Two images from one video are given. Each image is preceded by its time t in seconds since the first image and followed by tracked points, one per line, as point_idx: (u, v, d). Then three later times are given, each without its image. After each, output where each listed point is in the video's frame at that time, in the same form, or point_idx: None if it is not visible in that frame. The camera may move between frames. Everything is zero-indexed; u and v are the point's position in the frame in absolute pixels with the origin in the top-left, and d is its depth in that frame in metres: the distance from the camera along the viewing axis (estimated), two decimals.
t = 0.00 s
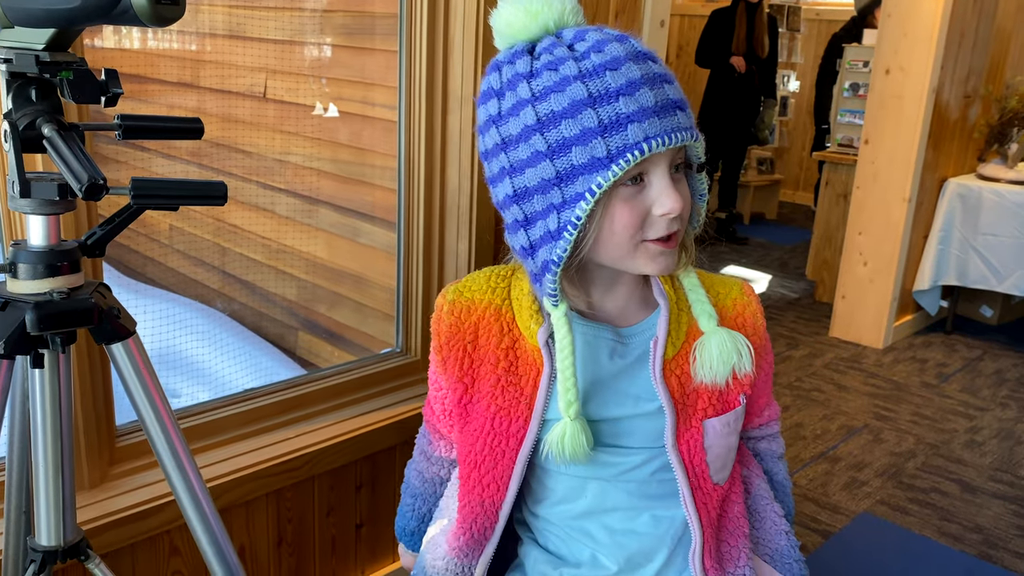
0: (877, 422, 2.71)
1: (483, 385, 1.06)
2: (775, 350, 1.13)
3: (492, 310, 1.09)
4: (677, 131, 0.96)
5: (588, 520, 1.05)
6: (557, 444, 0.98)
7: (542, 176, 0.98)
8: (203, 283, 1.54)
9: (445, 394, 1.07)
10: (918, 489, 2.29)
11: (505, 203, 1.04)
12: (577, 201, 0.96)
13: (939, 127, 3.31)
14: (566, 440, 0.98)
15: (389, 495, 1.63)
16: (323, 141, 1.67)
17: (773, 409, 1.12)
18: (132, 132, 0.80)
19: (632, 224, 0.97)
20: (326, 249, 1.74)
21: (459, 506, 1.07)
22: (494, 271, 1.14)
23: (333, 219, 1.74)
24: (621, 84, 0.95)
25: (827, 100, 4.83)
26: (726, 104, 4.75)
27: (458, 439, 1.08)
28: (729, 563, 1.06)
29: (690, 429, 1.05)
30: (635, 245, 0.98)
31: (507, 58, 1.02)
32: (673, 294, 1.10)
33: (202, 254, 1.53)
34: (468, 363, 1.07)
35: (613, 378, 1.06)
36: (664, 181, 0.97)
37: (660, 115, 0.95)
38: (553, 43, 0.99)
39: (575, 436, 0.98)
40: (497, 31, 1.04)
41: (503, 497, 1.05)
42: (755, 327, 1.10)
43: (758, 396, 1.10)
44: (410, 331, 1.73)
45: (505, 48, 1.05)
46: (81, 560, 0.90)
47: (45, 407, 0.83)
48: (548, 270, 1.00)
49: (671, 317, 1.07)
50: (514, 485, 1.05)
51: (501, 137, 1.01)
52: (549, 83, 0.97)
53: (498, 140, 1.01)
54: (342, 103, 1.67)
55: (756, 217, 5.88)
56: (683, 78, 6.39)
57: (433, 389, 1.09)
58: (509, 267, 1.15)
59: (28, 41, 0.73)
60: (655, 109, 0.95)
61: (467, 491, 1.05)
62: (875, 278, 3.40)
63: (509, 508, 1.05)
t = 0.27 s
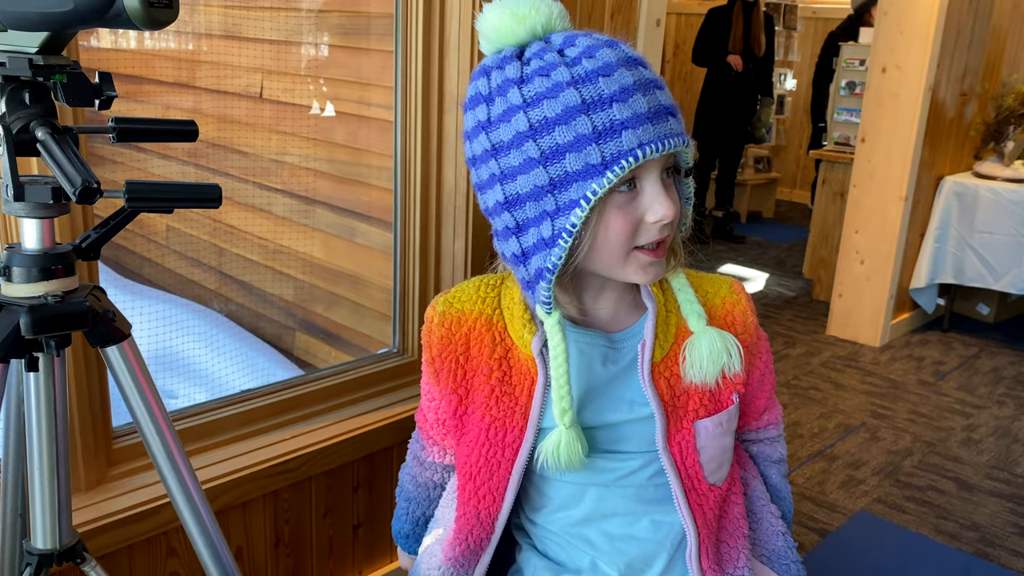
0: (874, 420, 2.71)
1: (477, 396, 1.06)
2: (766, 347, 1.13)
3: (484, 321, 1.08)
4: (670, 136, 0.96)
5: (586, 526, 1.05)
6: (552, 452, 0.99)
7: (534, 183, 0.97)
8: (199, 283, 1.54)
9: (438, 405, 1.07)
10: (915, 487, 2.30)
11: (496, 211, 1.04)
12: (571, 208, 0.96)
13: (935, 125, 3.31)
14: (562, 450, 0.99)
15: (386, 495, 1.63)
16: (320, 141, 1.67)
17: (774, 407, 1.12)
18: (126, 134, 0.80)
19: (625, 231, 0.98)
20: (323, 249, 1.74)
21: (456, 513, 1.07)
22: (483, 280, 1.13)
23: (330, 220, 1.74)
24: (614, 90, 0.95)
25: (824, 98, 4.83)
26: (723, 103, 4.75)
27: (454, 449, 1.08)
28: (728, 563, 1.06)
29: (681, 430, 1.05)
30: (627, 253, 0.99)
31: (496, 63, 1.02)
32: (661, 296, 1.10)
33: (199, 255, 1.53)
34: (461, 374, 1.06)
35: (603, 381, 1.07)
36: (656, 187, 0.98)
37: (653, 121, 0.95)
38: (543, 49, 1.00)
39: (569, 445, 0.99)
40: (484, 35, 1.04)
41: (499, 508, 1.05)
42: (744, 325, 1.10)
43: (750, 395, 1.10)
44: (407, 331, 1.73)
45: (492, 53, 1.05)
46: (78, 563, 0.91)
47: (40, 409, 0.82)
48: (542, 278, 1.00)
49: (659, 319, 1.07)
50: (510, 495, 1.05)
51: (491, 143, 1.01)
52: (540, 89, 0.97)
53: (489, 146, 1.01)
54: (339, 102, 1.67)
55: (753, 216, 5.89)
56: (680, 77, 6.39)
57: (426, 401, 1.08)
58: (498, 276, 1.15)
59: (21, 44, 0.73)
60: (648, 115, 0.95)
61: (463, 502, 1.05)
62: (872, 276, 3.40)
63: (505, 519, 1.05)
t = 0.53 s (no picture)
0: (873, 418, 2.72)
1: (474, 396, 1.06)
2: (766, 349, 1.12)
3: (480, 321, 1.08)
4: (667, 136, 0.97)
5: (584, 530, 1.06)
6: (566, 458, 0.99)
7: (536, 190, 0.97)
8: (198, 283, 1.54)
9: (437, 405, 1.08)
10: (914, 484, 2.30)
11: (496, 219, 1.03)
12: (574, 213, 0.96)
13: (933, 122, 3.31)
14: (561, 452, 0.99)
15: (386, 495, 1.63)
16: (318, 141, 1.67)
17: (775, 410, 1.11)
18: (123, 136, 0.80)
19: (629, 235, 0.98)
20: (322, 249, 1.74)
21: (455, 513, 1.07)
22: (482, 281, 1.13)
23: (329, 219, 1.74)
24: (611, 93, 0.95)
25: (822, 96, 4.83)
26: (721, 101, 4.75)
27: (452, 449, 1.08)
28: (727, 567, 1.07)
29: (676, 435, 1.05)
30: (632, 256, 0.99)
31: (489, 71, 1.02)
32: (658, 299, 1.09)
33: (198, 255, 1.53)
34: (458, 374, 1.07)
35: (599, 385, 1.06)
36: (656, 189, 0.98)
37: (651, 122, 0.96)
38: (536, 54, 1.00)
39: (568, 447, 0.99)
40: (474, 43, 1.04)
41: (495, 507, 1.05)
42: (744, 327, 1.09)
43: (749, 397, 1.10)
44: (406, 331, 1.73)
45: (484, 60, 1.04)
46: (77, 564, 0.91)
47: (38, 411, 0.83)
48: (547, 284, 1.00)
49: (655, 322, 1.07)
50: (507, 495, 1.05)
51: (489, 151, 1.01)
52: (537, 95, 0.97)
53: (487, 154, 1.01)
54: (337, 102, 1.67)
55: (753, 214, 5.89)
56: (679, 75, 6.39)
57: (427, 400, 1.09)
58: (496, 276, 1.15)
59: (18, 45, 0.73)
60: (645, 116, 0.95)
61: (460, 502, 1.05)
62: (871, 273, 3.41)
63: (501, 519, 1.05)
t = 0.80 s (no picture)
0: (872, 416, 2.71)
1: (472, 397, 1.06)
2: (767, 352, 1.12)
3: (479, 322, 1.08)
4: (667, 139, 0.96)
5: (582, 533, 1.06)
6: (566, 462, 0.98)
7: (535, 194, 0.97)
8: (197, 282, 1.53)
9: (437, 406, 1.08)
10: (914, 482, 2.30)
11: (495, 222, 1.03)
12: (574, 218, 0.96)
13: (933, 119, 3.31)
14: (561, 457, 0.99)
15: (385, 494, 1.63)
16: (316, 139, 1.67)
17: (778, 413, 1.11)
18: (119, 136, 0.80)
19: (629, 239, 0.97)
20: (320, 247, 1.74)
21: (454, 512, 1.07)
22: (482, 281, 1.13)
23: (327, 218, 1.73)
24: (610, 96, 0.94)
25: (822, 93, 4.82)
26: (721, 98, 4.74)
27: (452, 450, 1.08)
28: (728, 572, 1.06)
29: (675, 439, 1.04)
30: (633, 260, 0.98)
31: (488, 73, 1.02)
32: (658, 302, 1.09)
33: (197, 254, 1.52)
34: (457, 374, 1.06)
35: (597, 389, 1.06)
36: (656, 193, 0.98)
37: (651, 125, 0.95)
38: (535, 56, 0.99)
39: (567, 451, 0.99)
40: (474, 45, 1.04)
41: (492, 508, 1.05)
42: (745, 330, 1.09)
43: (750, 401, 1.10)
44: (404, 330, 1.72)
45: (483, 62, 1.04)
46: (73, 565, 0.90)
47: (34, 412, 0.82)
48: (547, 288, 1.00)
49: (653, 326, 1.07)
50: (504, 496, 1.05)
51: (488, 155, 1.00)
52: (536, 99, 0.96)
53: (486, 158, 1.01)
54: (336, 100, 1.67)
55: (752, 211, 5.88)
56: (678, 72, 6.38)
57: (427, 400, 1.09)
58: (496, 277, 1.15)
59: (12, 45, 0.73)
60: (645, 119, 0.95)
61: (458, 502, 1.05)
62: (870, 271, 3.40)
63: (499, 520, 1.05)
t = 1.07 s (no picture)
0: (875, 411, 2.71)
1: (479, 402, 1.05)
2: (778, 356, 1.11)
3: (486, 327, 1.08)
4: (675, 143, 0.95)
5: (587, 540, 1.06)
6: (572, 470, 0.98)
7: (540, 200, 0.96)
8: (198, 278, 1.53)
9: (443, 411, 1.07)
10: (916, 478, 2.29)
11: (501, 227, 1.03)
12: (580, 224, 0.95)
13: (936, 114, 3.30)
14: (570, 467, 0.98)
15: (386, 491, 1.63)
16: (317, 135, 1.67)
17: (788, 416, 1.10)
18: (117, 132, 0.79)
19: (636, 245, 0.97)
20: (321, 243, 1.73)
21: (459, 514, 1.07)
22: (488, 284, 1.13)
23: (328, 214, 1.73)
24: (617, 99, 0.93)
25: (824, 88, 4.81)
26: (723, 93, 4.73)
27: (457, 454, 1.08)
28: None
29: (687, 446, 1.04)
30: (640, 266, 0.98)
31: (492, 76, 1.01)
32: (669, 306, 1.09)
33: (198, 251, 1.52)
34: (463, 379, 1.06)
35: (606, 395, 1.06)
36: (664, 198, 0.97)
37: (659, 129, 0.94)
38: (541, 58, 0.99)
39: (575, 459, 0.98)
40: (478, 46, 1.03)
41: (498, 513, 1.05)
42: (757, 334, 1.09)
43: (762, 406, 1.09)
44: (406, 326, 1.72)
45: (488, 63, 1.04)
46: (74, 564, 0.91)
47: (33, 411, 0.82)
48: (553, 296, 0.99)
49: (665, 332, 1.06)
50: (510, 502, 1.05)
51: (493, 159, 1.00)
52: (541, 102, 0.96)
53: (490, 162, 1.00)
54: (337, 96, 1.68)
55: (754, 207, 5.87)
56: (680, 67, 6.37)
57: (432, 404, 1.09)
58: (503, 280, 1.14)
59: (8, 41, 0.72)
60: (653, 123, 0.94)
61: (463, 507, 1.05)
62: (872, 266, 3.40)
63: (505, 525, 1.06)
